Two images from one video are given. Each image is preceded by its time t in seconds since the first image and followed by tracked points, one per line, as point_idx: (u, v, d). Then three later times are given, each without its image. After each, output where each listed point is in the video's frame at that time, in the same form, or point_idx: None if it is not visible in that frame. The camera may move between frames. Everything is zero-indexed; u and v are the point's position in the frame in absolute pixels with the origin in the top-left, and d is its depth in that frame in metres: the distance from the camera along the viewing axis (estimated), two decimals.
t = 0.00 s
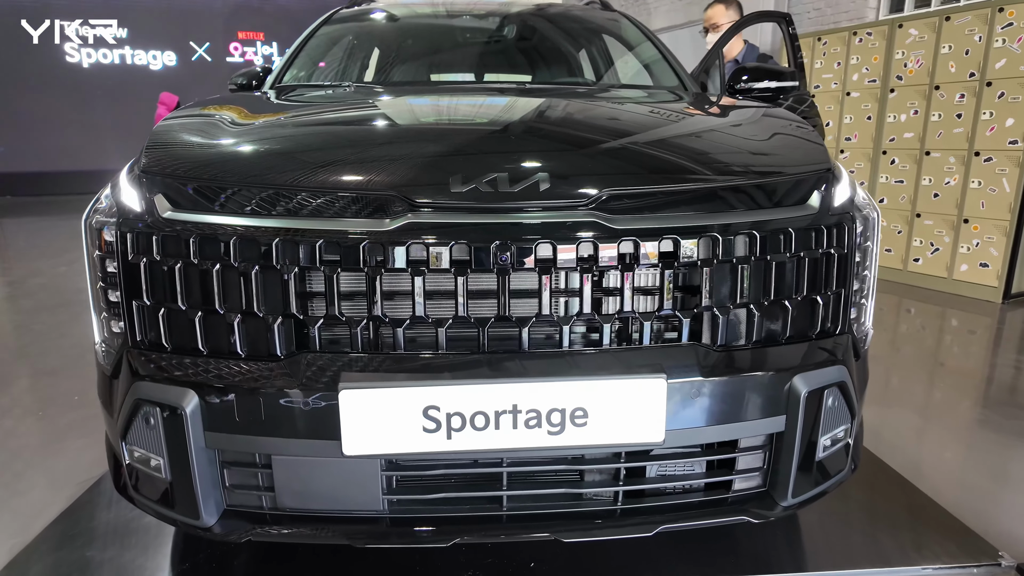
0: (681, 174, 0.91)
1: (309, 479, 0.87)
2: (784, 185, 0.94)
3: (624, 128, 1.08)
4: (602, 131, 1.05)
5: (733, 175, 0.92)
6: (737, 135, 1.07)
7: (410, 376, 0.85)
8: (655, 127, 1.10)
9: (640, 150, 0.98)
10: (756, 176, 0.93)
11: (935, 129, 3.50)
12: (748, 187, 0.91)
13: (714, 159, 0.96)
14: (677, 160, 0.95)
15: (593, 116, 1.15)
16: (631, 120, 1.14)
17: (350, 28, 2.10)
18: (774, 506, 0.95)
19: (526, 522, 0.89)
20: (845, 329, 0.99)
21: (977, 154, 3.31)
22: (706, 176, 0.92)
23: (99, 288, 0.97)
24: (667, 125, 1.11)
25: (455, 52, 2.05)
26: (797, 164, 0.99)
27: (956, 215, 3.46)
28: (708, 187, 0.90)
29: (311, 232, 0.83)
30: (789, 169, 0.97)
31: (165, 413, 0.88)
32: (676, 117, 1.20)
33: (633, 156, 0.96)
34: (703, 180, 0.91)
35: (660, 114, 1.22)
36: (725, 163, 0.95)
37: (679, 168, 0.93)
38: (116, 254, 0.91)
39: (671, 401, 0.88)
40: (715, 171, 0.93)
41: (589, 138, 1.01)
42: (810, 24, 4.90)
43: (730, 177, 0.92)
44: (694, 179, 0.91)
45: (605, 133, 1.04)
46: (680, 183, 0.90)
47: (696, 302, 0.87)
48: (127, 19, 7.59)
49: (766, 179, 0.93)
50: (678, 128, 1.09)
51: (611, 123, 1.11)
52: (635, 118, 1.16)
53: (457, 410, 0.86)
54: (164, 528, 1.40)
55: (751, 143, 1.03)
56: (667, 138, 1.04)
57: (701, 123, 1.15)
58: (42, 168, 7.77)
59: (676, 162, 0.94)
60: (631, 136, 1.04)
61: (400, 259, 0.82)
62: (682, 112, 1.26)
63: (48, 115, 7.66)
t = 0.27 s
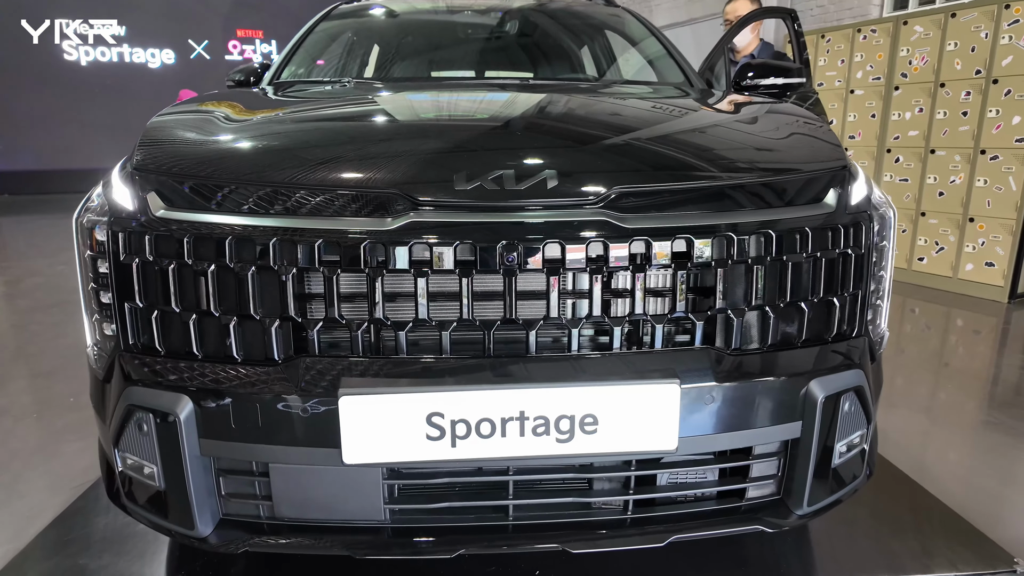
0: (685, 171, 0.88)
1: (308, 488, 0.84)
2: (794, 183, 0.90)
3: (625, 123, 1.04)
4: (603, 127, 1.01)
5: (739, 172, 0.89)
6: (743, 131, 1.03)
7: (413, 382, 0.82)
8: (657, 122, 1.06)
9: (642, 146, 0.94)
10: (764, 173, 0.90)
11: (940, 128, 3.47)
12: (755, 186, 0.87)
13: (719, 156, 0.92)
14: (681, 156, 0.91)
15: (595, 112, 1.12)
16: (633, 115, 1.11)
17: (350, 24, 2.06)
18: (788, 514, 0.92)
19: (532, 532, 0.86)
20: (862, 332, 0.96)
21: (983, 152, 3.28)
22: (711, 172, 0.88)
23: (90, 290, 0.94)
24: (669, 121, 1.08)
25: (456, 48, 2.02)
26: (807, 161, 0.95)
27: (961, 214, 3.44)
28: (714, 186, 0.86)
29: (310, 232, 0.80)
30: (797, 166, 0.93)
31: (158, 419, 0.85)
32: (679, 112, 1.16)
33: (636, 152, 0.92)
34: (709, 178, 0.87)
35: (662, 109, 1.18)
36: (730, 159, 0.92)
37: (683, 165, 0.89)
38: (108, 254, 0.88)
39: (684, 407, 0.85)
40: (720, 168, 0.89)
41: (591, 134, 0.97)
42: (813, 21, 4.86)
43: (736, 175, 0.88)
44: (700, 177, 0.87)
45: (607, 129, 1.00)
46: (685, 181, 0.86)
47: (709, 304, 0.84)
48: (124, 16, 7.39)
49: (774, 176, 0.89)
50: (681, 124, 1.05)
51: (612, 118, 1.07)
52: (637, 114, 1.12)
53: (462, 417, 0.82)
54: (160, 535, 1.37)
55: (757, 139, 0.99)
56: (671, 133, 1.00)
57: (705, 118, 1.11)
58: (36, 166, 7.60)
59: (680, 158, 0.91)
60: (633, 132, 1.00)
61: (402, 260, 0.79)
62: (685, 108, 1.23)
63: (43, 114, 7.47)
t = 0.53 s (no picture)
0: (691, 167, 0.84)
1: (307, 497, 0.81)
2: (803, 180, 0.87)
3: (627, 118, 1.01)
4: (605, 122, 0.97)
5: (746, 169, 0.86)
6: (749, 126, 1.00)
7: (417, 388, 0.78)
8: (659, 117, 1.02)
9: (645, 142, 0.90)
10: (773, 171, 0.86)
11: (945, 125, 3.44)
12: (763, 183, 0.84)
13: (724, 151, 0.89)
14: (686, 152, 0.88)
15: (596, 106, 1.08)
16: (635, 110, 1.07)
17: (349, 19, 2.03)
18: (803, 522, 0.89)
19: (539, 543, 0.83)
20: (879, 334, 0.93)
21: (988, 149, 3.25)
22: (716, 168, 0.85)
23: (82, 291, 0.90)
24: (672, 115, 1.04)
25: (456, 44, 1.98)
26: (816, 157, 0.91)
27: (966, 212, 3.41)
28: (720, 183, 0.83)
29: (310, 231, 0.77)
30: (805, 162, 0.90)
31: (152, 426, 0.82)
32: (681, 107, 1.13)
33: (639, 148, 0.88)
34: (715, 175, 0.84)
35: (664, 104, 1.15)
36: (735, 155, 0.88)
37: (688, 162, 0.86)
38: (99, 254, 0.85)
39: (698, 413, 0.82)
40: (726, 164, 0.86)
41: (593, 129, 0.94)
42: (817, 17, 4.82)
43: (743, 172, 0.85)
44: (707, 174, 0.84)
45: (609, 124, 0.97)
46: (690, 178, 0.83)
47: (724, 306, 0.81)
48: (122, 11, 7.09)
49: (782, 174, 0.86)
50: (685, 119, 1.02)
51: (613, 113, 1.03)
52: (639, 109, 1.08)
53: (468, 425, 0.79)
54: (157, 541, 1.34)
55: (763, 134, 0.96)
56: (674, 129, 0.96)
57: (710, 113, 1.08)
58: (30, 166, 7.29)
59: (684, 154, 0.87)
60: (636, 127, 0.96)
61: (407, 261, 0.76)
62: (688, 102, 1.19)
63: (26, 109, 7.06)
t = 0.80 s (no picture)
0: (694, 161, 0.82)
1: (305, 502, 0.78)
2: (811, 174, 0.84)
3: (628, 110, 0.97)
4: (607, 115, 0.94)
5: (751, 163, 0.83)
6: (754, 118, 0.97)
7: (419, 391, 0.76)
8: (661, 110, 0.99)
9: (647, 134, 0.87)
10: (779, 165, 0.83)
11: (949, 120, 3.42)
12: (769, 178, 0.81)
13: (728, 145, 0.86)
14: (689, 145, 0.85)
15: (597, 99, 1.05)
16: (637, 102, 1.04)
17: (346, 12, 1.99)
18: (817, 527, 0.86)
19: (544, 550, 0.80)
20: (894, 334, 0.90)
21: (994, 145, 3.23)
22: (720, 162, 0.82)
23: (72, 290, 0.87)
24: (676, 108, 1.01)
25: (455, 37, 1.94)
26: (824, 151, 0.88)
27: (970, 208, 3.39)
28: (725, 178, 0.80)
29: (306, 227, 0.74)
30: (811, 155, 0.87)
31: (144, 430, 0.79)
32: (684, 99, 1.09)
33: (641, 142, 0.85)
34: (720, 169, 0.81)
35: (667, 96, 1.11)
36: (739, 149, 0.85)
37: (691, 155, 0.83)
38: (89, 252, 0.82)
39: (710, 416, 0.79)
40: (731, 158, 0.83)
41: (594, 122, 0.90)
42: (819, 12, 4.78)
43: (749, 166, 0.82)
44: (711, 168, 0.81)
45: (610, 117, 0.93)
46: (694, 173, 0.80)
47: (736, 305, 0.79)
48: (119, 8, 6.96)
49: (789, 168, 0.83)
50: (688, 111, 0.99)
51: (615, 105, 1.00)
52: (641, 101, 1.05)
53: (472, 429, 0.76)
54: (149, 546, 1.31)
55: (767, 126, 0.93)
56: (676, 121, 0.93)
57: (713, 105, 1.05)
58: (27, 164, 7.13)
59: (687, 147, 0.84)
60: (637, 119, 0.93)
61: (408, 259, 0.73)
62: (691, 95, 1.16)
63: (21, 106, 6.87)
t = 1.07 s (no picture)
0: (695, 156, 0.79)
1: (301, 507, 0.76)
2: (817, 169, 0.81)
3: (628, 104, 0.95)
4: (607, 109, 0.91)
5: (754, 158, 0.80)
6: (756, 112, 0.94)
7: (418, 393, 0.73)
8: (664, 103, 0.97)
9: (648, 128, 0.85)
10: (784, 160, 0.81)
11: (952, 116, 3.40)
12: (773, 173, 0.79)
13: (730, 139, 0.84)
14: (690, 139, 0.83)
15: (597, 92, 1.02)
16: (638, 96, 1.01)
17: (344, 5, 1.96)
18: (826, 531, 0.84)
19: (546, 556, 0.78)
20: (905, 333, 0.88)
21: (997, 141, 3.21)
22: (722, 157, 0.80)
23: (61, 289, 0.84)
24: (679, 101, 0.99)
25: (454, 31, 1.91)
26: (829, 145, 0.86)
27: (973, 205, 3.37)
28: (729, 174, 0.78)
29: (301, 224, 0.72)
30: (815, 149, 0.84)
31: (135, 433, 0.76)
32: (685, 93, 1.07)
33: (642, 136, 0.82)
34: (723, 164, 0.79)
35: (667, 90, 1.09)
36: (741, 143, 0.83)
37: (692, 150, 0.80)
38: (77, 249, 0.79)
39: (719, 418, 0.77)
40: (733, 152, 0.81)
41: (593, 116, 0.88)
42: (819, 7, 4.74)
43: (752, 161, 0.80)
44: (713, 163, 0.79)
45: (610, 111, 0.91)
46: (696, 168, 0.78)
47: (745, 304, 0.77)
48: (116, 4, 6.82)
49: (794, 162, 0.81)
50: (689, 104, 0.96)
51: (616, 98, 0.98)
52: (642, 94, 1.02)
53: (472, 432, 0.74)
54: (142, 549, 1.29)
55: (770, 120, 0.91)
56: (676, 115, 0.91)
57: (715, 99, 1.03)
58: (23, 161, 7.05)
59: (687, 141, 0.82)
60: (637, 113, 0.90)
61: (407, 257, 0.71)
62: (693, 88, 1.13)
63: (19, 101, 6.76)
